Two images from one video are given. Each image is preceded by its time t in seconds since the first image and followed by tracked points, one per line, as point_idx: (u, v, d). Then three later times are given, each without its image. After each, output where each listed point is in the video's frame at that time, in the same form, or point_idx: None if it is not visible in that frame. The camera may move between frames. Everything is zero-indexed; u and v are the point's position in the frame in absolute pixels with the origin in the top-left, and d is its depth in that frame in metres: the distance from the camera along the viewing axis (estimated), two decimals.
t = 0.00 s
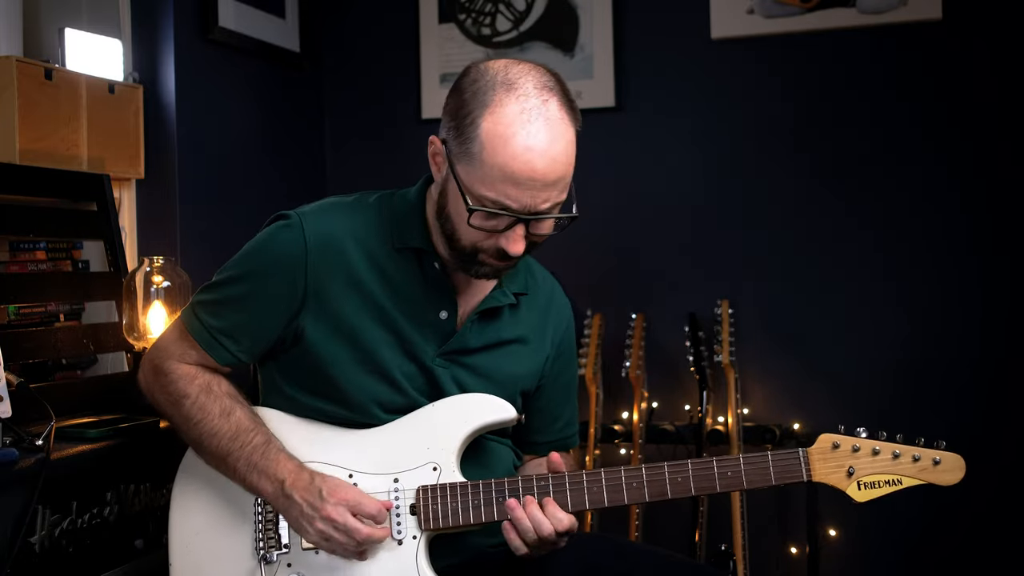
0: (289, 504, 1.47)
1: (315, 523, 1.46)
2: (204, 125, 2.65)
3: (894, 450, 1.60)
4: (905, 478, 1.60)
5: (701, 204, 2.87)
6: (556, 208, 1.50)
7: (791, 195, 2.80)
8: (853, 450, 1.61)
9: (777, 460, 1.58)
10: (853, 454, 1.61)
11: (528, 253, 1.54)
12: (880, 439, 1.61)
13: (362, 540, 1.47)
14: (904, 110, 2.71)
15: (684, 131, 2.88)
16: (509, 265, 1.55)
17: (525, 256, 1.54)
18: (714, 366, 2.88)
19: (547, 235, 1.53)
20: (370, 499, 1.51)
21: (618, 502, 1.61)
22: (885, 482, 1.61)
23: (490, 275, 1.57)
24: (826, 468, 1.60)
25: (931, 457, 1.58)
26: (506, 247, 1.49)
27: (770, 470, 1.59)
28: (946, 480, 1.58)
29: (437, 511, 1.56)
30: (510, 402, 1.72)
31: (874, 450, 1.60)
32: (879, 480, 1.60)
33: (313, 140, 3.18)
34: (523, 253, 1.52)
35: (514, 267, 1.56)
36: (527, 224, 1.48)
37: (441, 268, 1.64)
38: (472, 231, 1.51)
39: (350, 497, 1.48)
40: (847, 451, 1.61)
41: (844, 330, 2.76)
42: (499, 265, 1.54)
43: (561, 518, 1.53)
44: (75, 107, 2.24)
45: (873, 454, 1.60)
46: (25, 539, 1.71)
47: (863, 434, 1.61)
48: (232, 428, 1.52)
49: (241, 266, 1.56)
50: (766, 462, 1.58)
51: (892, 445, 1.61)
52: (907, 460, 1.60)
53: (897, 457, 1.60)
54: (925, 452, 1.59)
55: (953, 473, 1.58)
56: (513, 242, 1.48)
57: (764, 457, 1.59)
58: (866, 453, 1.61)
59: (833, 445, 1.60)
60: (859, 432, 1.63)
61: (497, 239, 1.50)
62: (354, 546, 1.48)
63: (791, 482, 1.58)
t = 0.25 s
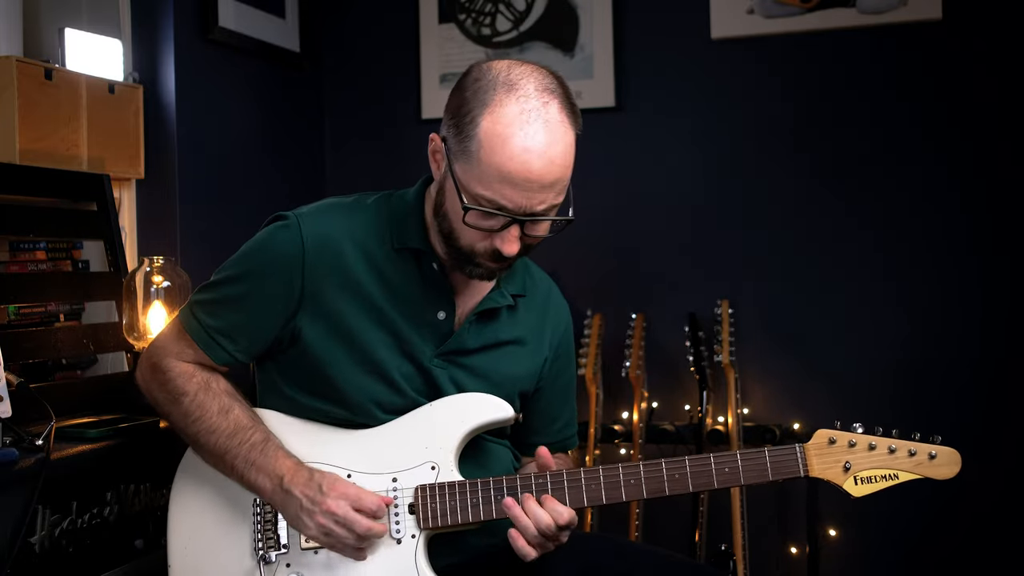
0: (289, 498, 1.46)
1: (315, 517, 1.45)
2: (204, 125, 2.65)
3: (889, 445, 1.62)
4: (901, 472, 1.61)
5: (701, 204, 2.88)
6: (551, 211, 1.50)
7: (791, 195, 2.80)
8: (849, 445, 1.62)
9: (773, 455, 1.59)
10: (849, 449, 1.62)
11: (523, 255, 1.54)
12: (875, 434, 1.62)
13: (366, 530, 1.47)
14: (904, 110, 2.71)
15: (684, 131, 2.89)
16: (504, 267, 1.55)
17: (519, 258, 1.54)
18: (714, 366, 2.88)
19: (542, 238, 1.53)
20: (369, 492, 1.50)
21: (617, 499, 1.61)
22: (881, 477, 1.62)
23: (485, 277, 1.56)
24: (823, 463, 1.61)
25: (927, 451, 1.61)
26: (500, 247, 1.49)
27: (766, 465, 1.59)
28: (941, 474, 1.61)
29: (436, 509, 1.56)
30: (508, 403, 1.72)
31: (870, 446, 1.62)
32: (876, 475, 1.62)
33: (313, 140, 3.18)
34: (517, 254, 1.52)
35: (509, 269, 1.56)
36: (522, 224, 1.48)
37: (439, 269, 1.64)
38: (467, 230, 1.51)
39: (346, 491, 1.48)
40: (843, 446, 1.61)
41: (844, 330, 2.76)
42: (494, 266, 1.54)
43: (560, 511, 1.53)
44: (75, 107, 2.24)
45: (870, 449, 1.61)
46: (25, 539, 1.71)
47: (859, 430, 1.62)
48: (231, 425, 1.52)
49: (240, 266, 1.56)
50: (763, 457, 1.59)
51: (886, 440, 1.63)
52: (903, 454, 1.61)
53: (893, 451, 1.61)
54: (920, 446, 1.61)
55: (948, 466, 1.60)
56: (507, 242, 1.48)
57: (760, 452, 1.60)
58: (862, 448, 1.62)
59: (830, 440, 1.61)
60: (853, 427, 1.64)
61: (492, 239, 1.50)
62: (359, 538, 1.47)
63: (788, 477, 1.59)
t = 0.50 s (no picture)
0: (292, 491, 1.45)
1: (310, 514, 1.44)
2: (204, 125, 2.65)
3: (889, 450, 1.62)
4: (900, 477, 1.62)
5: (701, 204, 2.88)
6: (550, 208, 1.50)
7: (791, 195, 2.81)
8: (848, 450, 1.63)
9: (773, 458, 1.60)
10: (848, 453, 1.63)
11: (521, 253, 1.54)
12: (875, 439, 1.63)
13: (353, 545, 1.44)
14: (904, 110, 2.71)
15: (684, 131, 2.89)
16: (503, 265, 1.55)
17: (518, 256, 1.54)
18: (714, 366, 2.88)
19: (540, 236, 1.54)
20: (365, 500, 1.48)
21: (616, 501, 1.61)
22: (880, 482, 1.62)
23: (484, 275, 1.56)
24: (822, 466, 1.63)
25: (926, 457, 1.61)
26: (499, 244, 1.49)
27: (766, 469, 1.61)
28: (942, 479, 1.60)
29: (436, 510, 1.56)
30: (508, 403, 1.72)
31: (869, 450, 1.63)
32: (875, 479, 1.62)
33: (313, 140, 3.18)
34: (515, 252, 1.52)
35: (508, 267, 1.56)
36: (521, 222, 1.48)
37: (439, 268, 1.65)
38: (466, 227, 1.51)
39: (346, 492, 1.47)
40: (842, 450, 1.63)
41: (844, 330, 2.76)
42: (493, 264, 1.54)
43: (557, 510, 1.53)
44: (75, 107, 2.24)
45: (869, 453, 1.62)
46: (25, 539, 1.71)
47: (858, 434, 1.63)
48: (236, 420, 1.52)
49: (240, 266, 1.56)
50: (762, 461, 1.60)
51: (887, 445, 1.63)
52: (902, 459, 1.62)
53: (892, 456, 1.62)
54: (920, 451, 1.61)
55: (947, 471, 1.60)
56: (506, 240, 1.48)
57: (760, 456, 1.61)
58: (861, 452, 1.63)
59: (829, 444, 1.62)
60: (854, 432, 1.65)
61: (491, 237, 1.50)
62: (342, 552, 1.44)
63: (787, 480, 1.60)
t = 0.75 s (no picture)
0: (297, 496, 1.48)
1: (318, 515, 1.47)
2: (204, 125, 2.65)
3: (890, 455, 1.62)
4: (901, 484, 1.62)
5: (701, 204, 2.88)
6: (549, 204, 1.50)
7: (791, 195, 2.81)
8: (850, 455, 1.63)
9: (773, 462, 1.61)
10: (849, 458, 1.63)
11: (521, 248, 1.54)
12: (875, 444, 1.63)
13: (368, 533, 1.49)
14: (904, 110, 2.71)
15: (684, 131, 2.88)
16: (504, 260, 1.55)
17: (518, 252, 1.54)
18: (714, 366, 2.88)
19: (539, 232, 1.54)
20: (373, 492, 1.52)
21: (616, 504, 1.61)
22: (880, 487, 1.63)
23: (484, 271, 1.57)
24: (822, 472, 1.62)
25: (927, 463, 1.61)
26: (498, 241, 1.49)
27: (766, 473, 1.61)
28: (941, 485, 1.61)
29: (435, 511, 1.55)
30: (511, 401, 1.72)
31: (870, 455, 1.62)
32: (875, 485, 1.62)
33: (313, 140, 3.18)
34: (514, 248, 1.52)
35: (509, 263, 1.57)
36: (520, 218, 1.48)
37: (441, 264, 1.65)
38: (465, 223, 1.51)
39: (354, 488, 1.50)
40: (843, 456, 1.62)
41: (844, 330, 2.76)
42: (492, 261, 1.55)
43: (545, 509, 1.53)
44: (75, 107, 2.24)
45: (870, 459, 1.62)
46: (25, 539, 1.71)
47: (859, 439, 1.63)
48: (240, 421, 1.52)
49: (242, 262, 1.56)
50: (762, 465, 1.60)
51: (888, 452, 1.63)
52: (902, 465, 1.62)
53: (893, 461, 1.62)
54: (922, 458, 1.61)
55: (948, 479, 1.60)
56: (505, 236, 1.49)
57: (760, 461, 1.61)
58: (862, 458, 1.62)
59: (830, 450, 1.61)
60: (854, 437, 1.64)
61: (490, 233, 1.50)
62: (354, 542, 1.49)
63: (788, 486, 1.60)
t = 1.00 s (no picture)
0: (292, 498, 1.48)
1: (313, 518, 1.47)
2: (204, 125, 2.65)
3: (883, 433, 1.63)
4: (895, 460, 1.62)
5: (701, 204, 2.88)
6: (549, 205, 1.50)
7: (791, 195, 2.80)
8: (843, 435, 1.63)
9: (769, 446, 1.60)
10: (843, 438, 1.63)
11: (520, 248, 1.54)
12: (868, 423, 1.63)
13: (366, 530, 1.49)
14: (904, 110, 2.71)
15: (684, 131, 2.88)
16: (502, 261, 1.55)
17: (517, 252, 1.54)
18: (714, 366, 2.88)
19: (539, 232, 1.54)
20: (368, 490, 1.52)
21: (614, 493, 1.60)
22: (875, 466, 1.62)
23: (483, 271, 1.57)
24: (817, 453, 1.62)
25: (920, 439, 1.61)
26: (497, 241, 1.49)
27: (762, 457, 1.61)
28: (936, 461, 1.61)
29: (434, 509, 1.55)
30: (512, 400, 1.72)
31: (863, 434, 1.63)
32: (870, 464, 1.62)
33: (313, 140, 3.18)
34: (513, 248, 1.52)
35: (508, 262, 1.57)
36: (519, 218, 1.48)
37: (442, 263, 1.65)
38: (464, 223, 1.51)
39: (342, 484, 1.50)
40: (838, 436, 1.62)
41: (844, 331, 2.76)
42: (491, 261, 1.55)
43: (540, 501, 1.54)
44: (75, 107, 2.24)
45: (864, 438, 1.63)
46: (25, 539, 1.70)
47: (853, 419, 1.63)
48: (238, 421, 1.52)
49: (243, 258, 1.56)
50: (758, 450, 1.60)
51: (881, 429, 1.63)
52: (896, 443, 1.62)
53: (887, 440, 1.62)
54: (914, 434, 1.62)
55: (942, 454, 1.60)
56: (504, 236, 1.48)
57: (756, 445, 1.61)
58: (856, 437, 1.63)
59: (824, 430, 1.62)
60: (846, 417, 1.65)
61: (489, 232, 1.50)
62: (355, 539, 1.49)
63: (784, 468, 1.61)
